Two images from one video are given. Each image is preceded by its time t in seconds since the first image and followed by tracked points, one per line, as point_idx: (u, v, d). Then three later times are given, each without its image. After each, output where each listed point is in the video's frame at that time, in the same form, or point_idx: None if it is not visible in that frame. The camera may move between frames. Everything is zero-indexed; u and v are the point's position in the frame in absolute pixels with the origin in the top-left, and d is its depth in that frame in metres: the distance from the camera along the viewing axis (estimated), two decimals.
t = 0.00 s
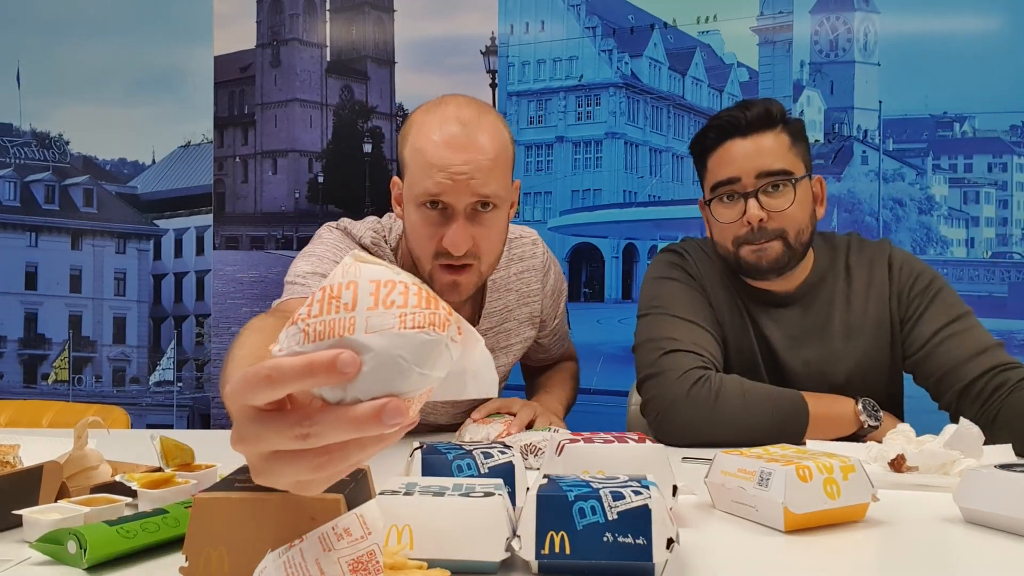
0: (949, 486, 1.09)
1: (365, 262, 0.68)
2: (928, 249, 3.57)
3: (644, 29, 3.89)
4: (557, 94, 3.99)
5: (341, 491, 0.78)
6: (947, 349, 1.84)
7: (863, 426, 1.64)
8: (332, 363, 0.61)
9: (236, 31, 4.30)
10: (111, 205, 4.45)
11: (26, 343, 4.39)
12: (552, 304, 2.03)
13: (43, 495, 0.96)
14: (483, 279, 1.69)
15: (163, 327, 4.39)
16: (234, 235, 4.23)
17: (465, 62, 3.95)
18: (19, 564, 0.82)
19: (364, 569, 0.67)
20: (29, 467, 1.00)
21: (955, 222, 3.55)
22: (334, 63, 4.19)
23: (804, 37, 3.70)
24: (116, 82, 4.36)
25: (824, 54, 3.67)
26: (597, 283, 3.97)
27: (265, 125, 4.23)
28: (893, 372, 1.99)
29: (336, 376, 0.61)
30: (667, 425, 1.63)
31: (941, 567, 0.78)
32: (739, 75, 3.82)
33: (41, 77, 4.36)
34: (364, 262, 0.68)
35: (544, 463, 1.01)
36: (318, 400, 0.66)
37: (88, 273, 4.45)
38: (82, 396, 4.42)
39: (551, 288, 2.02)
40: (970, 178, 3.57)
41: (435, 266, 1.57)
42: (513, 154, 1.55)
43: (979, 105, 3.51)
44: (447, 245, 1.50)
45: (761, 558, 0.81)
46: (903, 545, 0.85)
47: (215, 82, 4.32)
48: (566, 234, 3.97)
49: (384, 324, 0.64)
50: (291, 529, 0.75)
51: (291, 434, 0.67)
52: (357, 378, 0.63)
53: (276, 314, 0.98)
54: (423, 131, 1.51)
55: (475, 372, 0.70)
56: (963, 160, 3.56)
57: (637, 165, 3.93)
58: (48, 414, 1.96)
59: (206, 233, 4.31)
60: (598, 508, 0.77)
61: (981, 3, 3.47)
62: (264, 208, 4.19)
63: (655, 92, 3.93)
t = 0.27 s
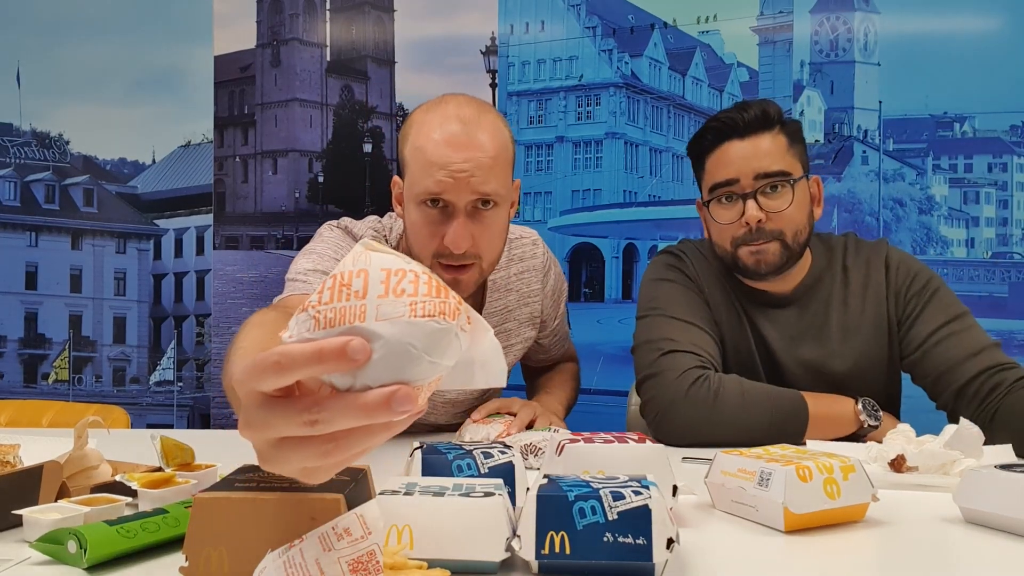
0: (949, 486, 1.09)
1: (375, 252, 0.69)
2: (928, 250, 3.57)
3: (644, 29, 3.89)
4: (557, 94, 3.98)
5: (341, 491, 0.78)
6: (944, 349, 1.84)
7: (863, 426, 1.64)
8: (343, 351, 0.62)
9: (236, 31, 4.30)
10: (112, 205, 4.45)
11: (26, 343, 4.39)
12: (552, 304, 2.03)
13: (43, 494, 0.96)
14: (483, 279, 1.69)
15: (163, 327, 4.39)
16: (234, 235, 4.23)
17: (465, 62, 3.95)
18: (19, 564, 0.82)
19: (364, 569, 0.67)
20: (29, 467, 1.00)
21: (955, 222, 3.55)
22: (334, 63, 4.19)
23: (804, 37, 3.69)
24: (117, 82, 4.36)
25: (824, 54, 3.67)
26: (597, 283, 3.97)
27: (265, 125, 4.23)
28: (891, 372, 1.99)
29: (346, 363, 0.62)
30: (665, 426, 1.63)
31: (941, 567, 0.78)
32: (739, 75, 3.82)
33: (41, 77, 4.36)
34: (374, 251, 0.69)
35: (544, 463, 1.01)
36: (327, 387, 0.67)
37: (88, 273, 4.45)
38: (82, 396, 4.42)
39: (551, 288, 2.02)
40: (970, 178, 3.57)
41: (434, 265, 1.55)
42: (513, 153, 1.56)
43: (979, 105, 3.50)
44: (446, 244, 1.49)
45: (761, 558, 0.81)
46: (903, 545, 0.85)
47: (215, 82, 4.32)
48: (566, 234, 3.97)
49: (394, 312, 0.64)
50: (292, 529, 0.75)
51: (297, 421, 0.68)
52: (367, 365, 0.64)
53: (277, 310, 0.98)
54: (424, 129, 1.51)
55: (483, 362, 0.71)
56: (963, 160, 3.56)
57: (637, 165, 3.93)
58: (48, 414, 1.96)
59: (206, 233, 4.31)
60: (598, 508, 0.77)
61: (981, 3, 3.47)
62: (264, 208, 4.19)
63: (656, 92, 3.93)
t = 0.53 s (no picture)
0: (949, 486, 1.09)
1: (384, 245, 0.70)
2: (927, 249, 3.57)
3: (644, 28, 3.89)
4: (557, 94, 3.98)
5: (341, 490, 0.78)
6: (942, 349, 1.84)
7: (863, 426, 1.64)
8: (351, 341, 0.62)
9: (236, 31, 4.30)
10: (112, 205, 4.45)
11: (26, 343, 4.38)
12: (552, 304, 2.03)
13: (43, 494, 0.96)
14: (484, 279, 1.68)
15: (163, 327, 4.40)
16: (234, 235, 4.23)
17: (466, 63, 3.96)
18: (19, 564, 0.82)
19: (364, 569, 0.67)
20: (29, 467, 1.00)
21: (955, 222, 3.55)
22: (334, 63, 4.19)
23: (804, 37, 3.69)
24: (117, 82, 4.36)
25: (824, 54, 3.67)
26: (597, 283, 3.97)
27: (265, 124, 4.23)
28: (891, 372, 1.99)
29: (353, 353, 0.62)
30: (666, 427, 1.63)
31: (941, 567, 0.78)
32: (739, 75, 3.82)
33: (41, 77, 4.35)
34: (384, 244, 0.70)
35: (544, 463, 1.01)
36: (333, 378, 0.67)
37: (88, 273, 4.44)
38: (82, 396, 4.41)
39: (552, 288, 2.02)
40: (970, 178, 3.57)
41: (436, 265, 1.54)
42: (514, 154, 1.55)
43: (979, 105, 3.50)
44: (449, 244, 1.48)
45: (761, 558, 0.81)
46: (903, 545, 0.85)
47: (215, 81, 4.33)
48: (566, 234, 3.97)
49: (403, 304, 0.65)
50: (291, 529, 0.75)
51: (303, 412, 0.68)
52: (374, 357, 0.64)
53: (278, 308, 0.98)
54: (425, 129, 1.51)
55: (490, 356, 0.71)
56: (963, 160, 3.56)
57: (637, 164, 3.93)
58: (48, 414, 1.96)
59: (206, 233, 4.31)
60: (598, 508, 0.77)
61: (981, 2, 3.47)
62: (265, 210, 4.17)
63: (655, 92, 3.93)
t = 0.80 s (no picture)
0: (948, 486, 1.09)
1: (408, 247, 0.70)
2: (927, 249, 3.58)
3: (644, 28, 3.89)
4: (557, 93, 3.98)
5: (341, 491, 0.78)
6: (948, 349, 1.84)
7: (863, 427, 1.64)
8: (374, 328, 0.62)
9: (236, 31, 4.33)
10: (111, 205, 4.44)
11: (26, 343, 4.38)
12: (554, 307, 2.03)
13: (43, 494, 0.96)
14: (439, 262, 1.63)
15: (163, 327, 4.43)
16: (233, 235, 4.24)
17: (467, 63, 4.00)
18: (19, 564, 0.82)
19: (363, 569, 0.67)
20: (29, 467, 1.00)
21: (954, 222, 3.55)
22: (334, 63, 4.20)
23: (804, 36, 3.69)
24: (117, 82, 4.36)
25: (824, 53, 3.67)
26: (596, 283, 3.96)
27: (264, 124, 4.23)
28: (897, 373, 1.99)
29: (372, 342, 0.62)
30: (666, 426, 1.63)
31: (941, 567, 0.78)
32: (738, 75, 3.82)
33: (42, 77, 4.35)
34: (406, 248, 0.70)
35: (543, 462, 1.01)
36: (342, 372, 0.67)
37: (88, 273, 4.44)
38: (81, 396, 4.41)
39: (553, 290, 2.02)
40: (970, 178, 3.56)
41: (324, 230, 1.52)
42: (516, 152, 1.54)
43: (979, 105, 3.50)
44: (332, 204, 1.47)
45: (762, 558, 0.81)
46: (903, 545, 0.85)
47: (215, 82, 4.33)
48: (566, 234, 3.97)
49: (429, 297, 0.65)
50: (290, 529, 0.75)
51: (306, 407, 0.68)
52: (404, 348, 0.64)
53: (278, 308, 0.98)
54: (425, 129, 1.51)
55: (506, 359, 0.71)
56: (963, 160, 3.55)
57: (636, 164, 3.93)
58: (48, 414, 1.96)
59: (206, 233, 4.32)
60: (598, 508, 0.77)
61: (981, 2, 3.47)
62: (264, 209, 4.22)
63: (655, 91, 3.92)
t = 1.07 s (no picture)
0: (948, 486, 1.10)
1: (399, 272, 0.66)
2: (927, 249, 3.57)
3: (644, 28, 3.89)
4: (557, 93, 3.98)
5: (340, 491, 0.79)
6: (945, 350, 1.84)
7: (863, 426, 1.64)
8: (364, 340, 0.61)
9: (236, 32, 4.37)
10: (111, 205, 4.44)
11: (25, 343, 4.37)
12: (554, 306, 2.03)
13: (43, 494, 0.96)
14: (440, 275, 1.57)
15: (162, 327, 4.46)
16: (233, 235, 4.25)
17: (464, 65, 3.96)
18: (19, 564, 0.82)
19: (363, 569, 0.67)
20: (29, 467, 1.00)
21: (955, 222, 3.55)
22: (334, 63, 4.22)
23: (804, 36, 3.69)
24: (117, 82, 4.36)
25: (824, 54, 3.67)
26: (597, 283, 3.95)
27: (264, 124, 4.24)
28: (894, 372, 1.99)
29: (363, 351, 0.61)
30: (665, 427, 1.63)
31: (941, 567, 0.78)
32: (738, 75, 3.81)
33: (42, 77, 4.35)
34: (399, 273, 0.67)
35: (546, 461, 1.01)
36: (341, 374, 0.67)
37: (88, 273, 4.44)
38: (81, 396, 4.41)
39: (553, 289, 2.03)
40: (970, 178, 3.56)
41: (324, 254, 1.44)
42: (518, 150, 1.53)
43: (979, 105, 3.50)
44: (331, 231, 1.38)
45: (762, 558, 0.81)
46: (904, 545, 0.85)
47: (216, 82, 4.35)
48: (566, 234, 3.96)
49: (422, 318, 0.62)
50: (290, 529, 0.75)
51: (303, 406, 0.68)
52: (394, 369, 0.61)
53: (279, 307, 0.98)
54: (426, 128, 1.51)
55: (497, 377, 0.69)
56: (963, 160, 3.55)
57: (636, 164, 3.94)
58: (48, 414, 1.96)
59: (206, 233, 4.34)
60: (598, 508, 0.77)
61: (981, 2, 3.47)
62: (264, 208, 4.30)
63: (655, 91, 3.93)
